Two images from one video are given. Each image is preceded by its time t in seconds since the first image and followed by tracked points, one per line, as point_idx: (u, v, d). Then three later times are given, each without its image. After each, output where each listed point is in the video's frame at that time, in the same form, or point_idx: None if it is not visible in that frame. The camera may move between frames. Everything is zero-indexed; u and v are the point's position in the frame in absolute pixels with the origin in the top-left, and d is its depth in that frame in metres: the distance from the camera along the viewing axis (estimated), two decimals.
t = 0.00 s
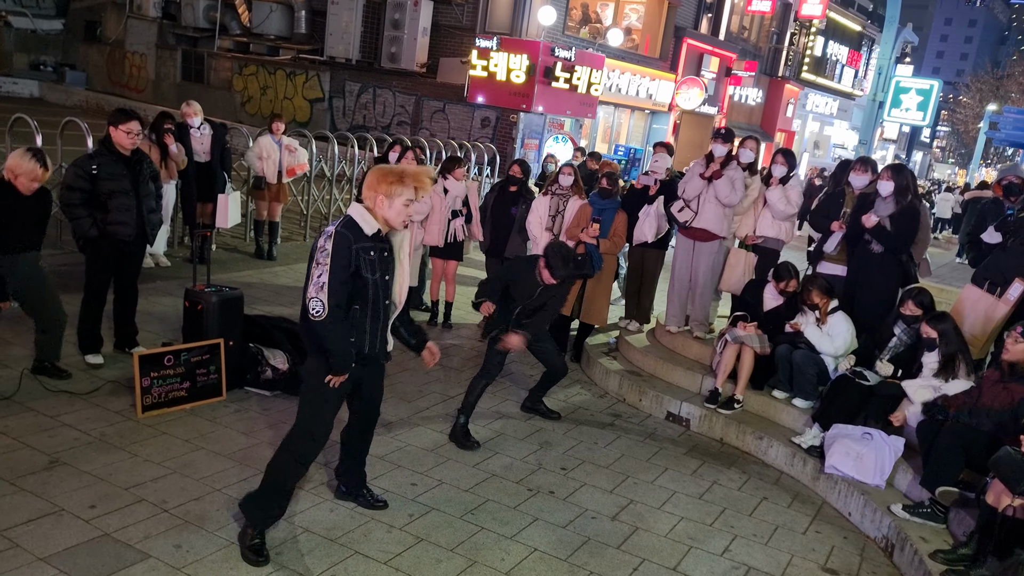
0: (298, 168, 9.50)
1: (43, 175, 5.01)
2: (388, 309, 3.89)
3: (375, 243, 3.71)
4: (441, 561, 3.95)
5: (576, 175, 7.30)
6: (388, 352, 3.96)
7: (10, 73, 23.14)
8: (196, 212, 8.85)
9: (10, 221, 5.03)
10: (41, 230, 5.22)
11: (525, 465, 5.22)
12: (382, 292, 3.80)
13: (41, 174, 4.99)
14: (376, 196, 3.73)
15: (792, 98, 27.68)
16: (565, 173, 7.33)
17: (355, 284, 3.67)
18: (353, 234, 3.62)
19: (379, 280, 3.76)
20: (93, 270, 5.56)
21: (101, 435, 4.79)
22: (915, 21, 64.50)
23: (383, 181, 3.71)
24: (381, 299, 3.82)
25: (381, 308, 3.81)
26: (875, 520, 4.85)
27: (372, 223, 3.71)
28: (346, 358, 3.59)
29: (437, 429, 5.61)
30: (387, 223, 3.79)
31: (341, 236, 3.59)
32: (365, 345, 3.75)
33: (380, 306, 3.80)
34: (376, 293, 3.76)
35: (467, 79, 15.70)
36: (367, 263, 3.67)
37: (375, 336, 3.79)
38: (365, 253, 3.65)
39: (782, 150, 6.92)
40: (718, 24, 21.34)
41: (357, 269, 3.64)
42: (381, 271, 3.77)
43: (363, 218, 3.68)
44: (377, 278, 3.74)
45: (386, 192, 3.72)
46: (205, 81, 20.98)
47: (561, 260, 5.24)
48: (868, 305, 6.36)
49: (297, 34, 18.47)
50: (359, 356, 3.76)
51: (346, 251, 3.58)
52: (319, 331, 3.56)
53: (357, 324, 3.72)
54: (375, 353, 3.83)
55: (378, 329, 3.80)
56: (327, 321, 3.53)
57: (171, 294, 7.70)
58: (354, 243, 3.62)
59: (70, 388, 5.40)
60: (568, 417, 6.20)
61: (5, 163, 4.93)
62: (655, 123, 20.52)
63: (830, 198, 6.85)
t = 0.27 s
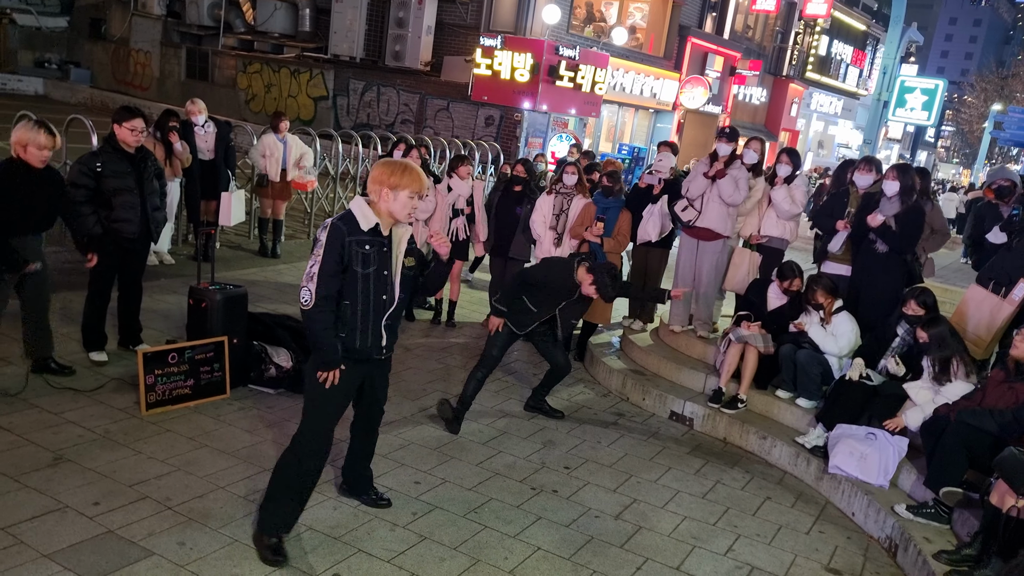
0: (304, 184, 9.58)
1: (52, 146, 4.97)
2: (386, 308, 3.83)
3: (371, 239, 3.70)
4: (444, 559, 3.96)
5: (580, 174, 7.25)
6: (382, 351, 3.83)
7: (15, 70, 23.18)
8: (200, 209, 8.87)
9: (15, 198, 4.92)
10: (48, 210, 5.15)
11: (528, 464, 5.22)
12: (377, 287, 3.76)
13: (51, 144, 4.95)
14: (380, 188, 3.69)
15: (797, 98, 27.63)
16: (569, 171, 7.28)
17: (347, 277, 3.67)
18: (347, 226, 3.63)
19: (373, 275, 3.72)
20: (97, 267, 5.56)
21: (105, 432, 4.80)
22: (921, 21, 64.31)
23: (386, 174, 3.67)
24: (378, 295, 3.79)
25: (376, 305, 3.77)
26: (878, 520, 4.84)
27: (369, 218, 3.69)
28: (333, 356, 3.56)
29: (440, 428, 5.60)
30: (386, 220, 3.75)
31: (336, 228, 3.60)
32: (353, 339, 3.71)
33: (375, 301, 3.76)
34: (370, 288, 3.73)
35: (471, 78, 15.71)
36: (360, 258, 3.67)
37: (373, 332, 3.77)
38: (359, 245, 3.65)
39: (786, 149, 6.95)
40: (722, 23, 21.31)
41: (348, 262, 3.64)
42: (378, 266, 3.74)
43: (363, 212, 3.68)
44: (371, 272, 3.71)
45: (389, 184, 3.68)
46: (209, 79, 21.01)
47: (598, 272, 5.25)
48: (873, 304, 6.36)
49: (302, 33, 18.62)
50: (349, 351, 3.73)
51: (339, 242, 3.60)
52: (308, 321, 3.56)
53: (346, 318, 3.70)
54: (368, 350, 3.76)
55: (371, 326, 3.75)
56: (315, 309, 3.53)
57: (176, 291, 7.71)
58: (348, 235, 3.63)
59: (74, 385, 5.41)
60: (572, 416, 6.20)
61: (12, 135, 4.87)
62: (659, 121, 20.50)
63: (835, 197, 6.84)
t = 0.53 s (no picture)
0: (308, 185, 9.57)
1: (45, 140, 5.06)
2: (374, 311, 3.77)
3: (357, 241, 3.65)
4: (448, 557, 3.96)
5: (584, 172, 7.24)
6: (375, 355, 3.79)
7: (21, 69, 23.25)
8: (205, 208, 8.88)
9: (13, 194, 5.01)
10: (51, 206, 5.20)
11: (532, 462, 5.22)
12: (366, 289, 3.71)
13: (43, 137, 5.04)
14: (371, 187, 3.65)
15: (801, 96, 27.57)
16: (572, 170, 7.28)
17: (332, 282, 3.63)
18: (331, 230, 3.59)
19: (361, 277, 3.67)
20: (102, 265, 5.58)
21: (111, 430, 4.82)
22: (925, 18, 64.14)
23: (378, 172, 3.64)
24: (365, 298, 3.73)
25: (365, 309, 3.72)
26: (882, 519, 4.83)
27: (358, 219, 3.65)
28: (322, 361, 3.57)
29: (444, 426, 5.61)
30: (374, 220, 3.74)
31: (320, 233, 3.57)
32: (342, 345, 3.66)
33: (364, 305, 3.72)
34: (358, 291, 3.69)
35: (475, 76, 15.70)
36: (346, 261, 3.63)
37: (365, 335, 3.72)
38: (344, 249, 3.61)
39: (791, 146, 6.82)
40: (726, 21, 21.27)
41: (333, 266, 3.61)
42: (364, 269, 3.69)
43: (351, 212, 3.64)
44: (358, 275, 3.66)
45: (383, 183, 3.65)
46: (213, 77, 21.05)
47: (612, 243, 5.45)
48: (876, 303, 6.33)
49: (305, 31, 18.38)
50: (340, 357, 3.67)
51: (323, 246, 3.58)
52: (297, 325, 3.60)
53: (334, 324, 3.65)
54: (361, 354, 3.72)
55: (361, 329, 3.69)
56: (302, 314, 3.56)
57: (180, 290, 7.72)
58: (332, 239, 3.60)
59: (81, 382, 5.44)
60: (575, 414, 6.20)
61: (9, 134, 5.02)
62: (663, 120, 20.48)
63: (839, 196, 6.83)
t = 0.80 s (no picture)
0: (307, 185, 9.51)
1: (43, 141, 5.13)
2: (388, 308, 3.77)
3: (375, 239, 3.64)
4: (450, 556, 3.96)
5: (586, 170, 7.25)
6: (387, 351, 3.78)
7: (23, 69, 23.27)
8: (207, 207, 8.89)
9: (19, 192, 5.07)
10: (53, 206, 5.24)
11: (534, 461, 5.23)
12: (382, 287, 3.71)
13: (39, 138, 5.10)
14: (394, 188, 3.68)
15: (802, 94, 27.54)
16: (575, 167, 7.30)
17: (348, 279, 3.62)
18: (349, 227, 3.57)
19: (377, 274, 3.66)
20: (105, 263, 5.59)
21: (113, 429, 4.82)
22: (927, 17, 64.04)
23: (402, 173, 3.67)
24: (380, 296, 3.73)
25: (379, 306, 3.71)
26: (885, 518, 4.83)
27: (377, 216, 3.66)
28: (329, 352, 3.56)
29: (447, 424, 5.62)
30: (392, 219, 3.76)
31: (338, 230, 3.56)
32: (356, 341, 3.64)
33: (379, 302, 3.71)
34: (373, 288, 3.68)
35: (476, 75, 15.69)
36: (363, 259, 3.61)
37: (379, 330, 3.72)
38: (360, 247, 3.59)
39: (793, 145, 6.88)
40: (728, 19, 21.24)
41: (350, 264, 3.59)
42: (381, 267, 3.68)
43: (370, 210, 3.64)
44: (375, 272, 3.66)
45: (407, 183, 3.68)
46: (214, 76, 21.07)
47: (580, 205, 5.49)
48: (880, 301, 6.32)
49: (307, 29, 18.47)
50: (350, 349, 3.68)
51: (341, 243, 3.55)
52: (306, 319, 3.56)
53: (348, 320, 3.64)
54: (373, 349, 3.71)
55: (375, 325, 3.69)
56: (314, 311, 3.52)
57: (182, 289, 7.73)
58: (350, 236, 3.58)
59: (84, 380, 5.45)
60: (577, 413, 6.21)
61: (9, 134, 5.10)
62: (665, 118, 20.46)
63: (842, 194, 6.82)
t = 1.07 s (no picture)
0: (310, 181, 9.51)
1: (61, 140, 5.19)
2: (393, 305, 3.79)
3: (378, 237, 3.68)
4: (453, 554, 3.96)
5: (589, 169, 7.27)
6: (391, 346, 3.78)
7: (26, 67, 23.25)
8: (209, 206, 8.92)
9: (35, 190, 5.16)
10: (64, 203, 5.30)
11: (537, 459, 5.22)
12: (385, 283, 3.73)
13: (57, 137, 5.16)
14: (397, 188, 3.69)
15: (805, 93, 27.49)
16: (577, 167, 7.30)
17: (353, 276, 3.65)
18: (354, 225, 3.60)
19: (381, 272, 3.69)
20: (108, 262, 5.60)
21: (116, 428, 4.83)
22: (931, 15, 63.85)
23: (402, 172, 3.68)
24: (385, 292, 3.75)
25: (384, 301, 3.73)
26: (888, 517, 4.81)
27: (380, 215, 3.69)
28: (339, 346, 3.54)
29: (450, 423, 5.62)
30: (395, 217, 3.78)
31: (342, 228, 3.58)
32: (362, 336, 3.67)
33: (383, 298, 3.73)
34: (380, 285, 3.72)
35: (479, 73, 15.67)
36: (367, 256, 3.65)
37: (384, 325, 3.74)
38: (365, 245, 3.62)
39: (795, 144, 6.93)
40: (731, 17, 21.20)
41: (354, 260, 3.62)
42: (385, 264, 3.72)
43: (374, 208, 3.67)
44: (379, 269, 3.70)
45: (409, 182, 3.70)
46: (217, 75, 21.08)
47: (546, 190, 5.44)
48: (883, 300, 6.30)
49: (309, 28, 18.25)
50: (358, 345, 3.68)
51: (345, 241, 3.58)
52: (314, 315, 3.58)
53: (354, 317, 3.67)
54: (377, 345, 3.72)
55: (380, 319, 3.72)
56: (321, 306, 3.54)
57: (185, 287, 7.73)
58: (355, 235, 3.61)
59: (87, 378, 5.47)
60: (580, 411, 6.20)
61: (27, 133, 5.18)
62: (668, 117, 20.44)
63: (845, 193, 6.83)
